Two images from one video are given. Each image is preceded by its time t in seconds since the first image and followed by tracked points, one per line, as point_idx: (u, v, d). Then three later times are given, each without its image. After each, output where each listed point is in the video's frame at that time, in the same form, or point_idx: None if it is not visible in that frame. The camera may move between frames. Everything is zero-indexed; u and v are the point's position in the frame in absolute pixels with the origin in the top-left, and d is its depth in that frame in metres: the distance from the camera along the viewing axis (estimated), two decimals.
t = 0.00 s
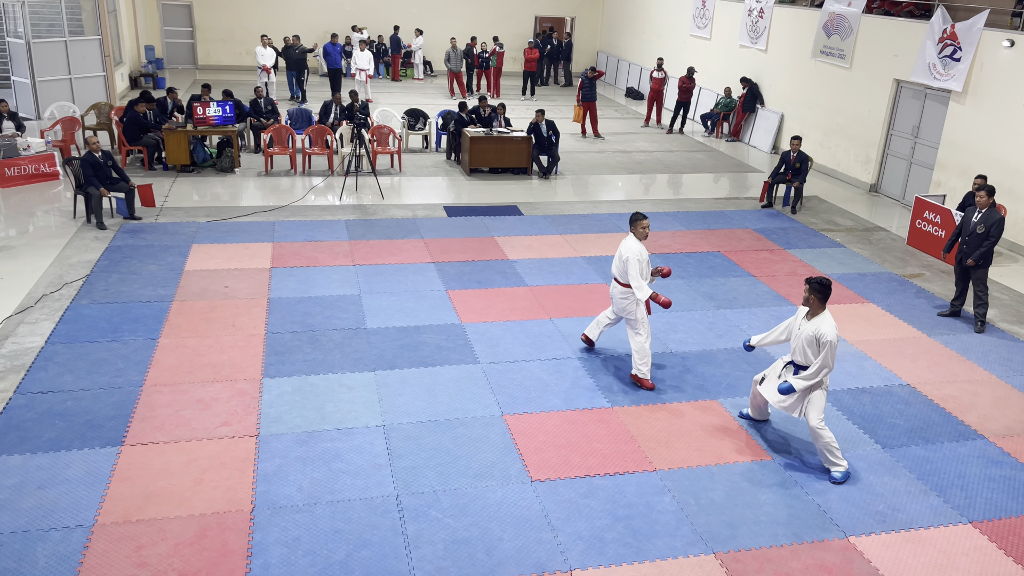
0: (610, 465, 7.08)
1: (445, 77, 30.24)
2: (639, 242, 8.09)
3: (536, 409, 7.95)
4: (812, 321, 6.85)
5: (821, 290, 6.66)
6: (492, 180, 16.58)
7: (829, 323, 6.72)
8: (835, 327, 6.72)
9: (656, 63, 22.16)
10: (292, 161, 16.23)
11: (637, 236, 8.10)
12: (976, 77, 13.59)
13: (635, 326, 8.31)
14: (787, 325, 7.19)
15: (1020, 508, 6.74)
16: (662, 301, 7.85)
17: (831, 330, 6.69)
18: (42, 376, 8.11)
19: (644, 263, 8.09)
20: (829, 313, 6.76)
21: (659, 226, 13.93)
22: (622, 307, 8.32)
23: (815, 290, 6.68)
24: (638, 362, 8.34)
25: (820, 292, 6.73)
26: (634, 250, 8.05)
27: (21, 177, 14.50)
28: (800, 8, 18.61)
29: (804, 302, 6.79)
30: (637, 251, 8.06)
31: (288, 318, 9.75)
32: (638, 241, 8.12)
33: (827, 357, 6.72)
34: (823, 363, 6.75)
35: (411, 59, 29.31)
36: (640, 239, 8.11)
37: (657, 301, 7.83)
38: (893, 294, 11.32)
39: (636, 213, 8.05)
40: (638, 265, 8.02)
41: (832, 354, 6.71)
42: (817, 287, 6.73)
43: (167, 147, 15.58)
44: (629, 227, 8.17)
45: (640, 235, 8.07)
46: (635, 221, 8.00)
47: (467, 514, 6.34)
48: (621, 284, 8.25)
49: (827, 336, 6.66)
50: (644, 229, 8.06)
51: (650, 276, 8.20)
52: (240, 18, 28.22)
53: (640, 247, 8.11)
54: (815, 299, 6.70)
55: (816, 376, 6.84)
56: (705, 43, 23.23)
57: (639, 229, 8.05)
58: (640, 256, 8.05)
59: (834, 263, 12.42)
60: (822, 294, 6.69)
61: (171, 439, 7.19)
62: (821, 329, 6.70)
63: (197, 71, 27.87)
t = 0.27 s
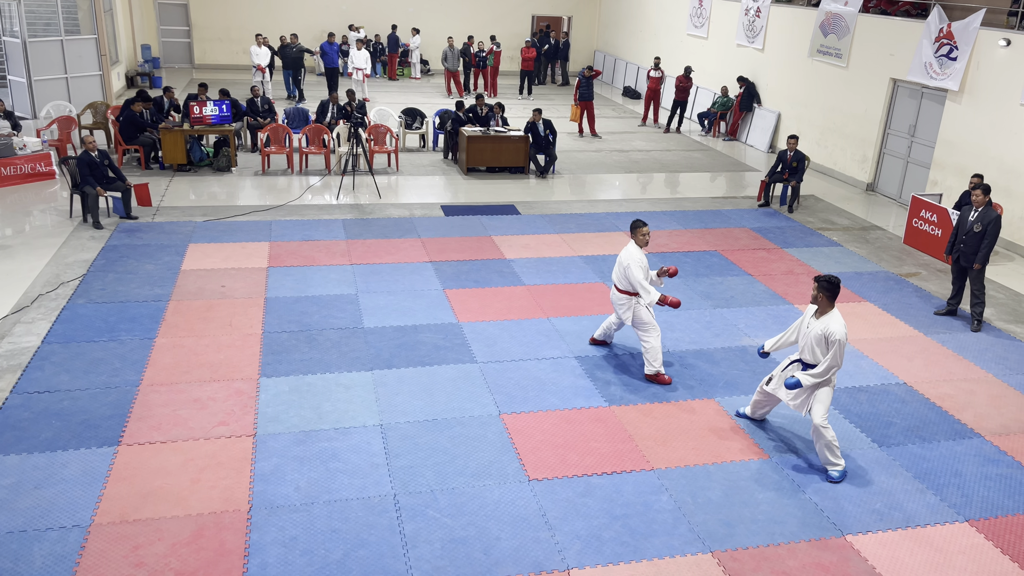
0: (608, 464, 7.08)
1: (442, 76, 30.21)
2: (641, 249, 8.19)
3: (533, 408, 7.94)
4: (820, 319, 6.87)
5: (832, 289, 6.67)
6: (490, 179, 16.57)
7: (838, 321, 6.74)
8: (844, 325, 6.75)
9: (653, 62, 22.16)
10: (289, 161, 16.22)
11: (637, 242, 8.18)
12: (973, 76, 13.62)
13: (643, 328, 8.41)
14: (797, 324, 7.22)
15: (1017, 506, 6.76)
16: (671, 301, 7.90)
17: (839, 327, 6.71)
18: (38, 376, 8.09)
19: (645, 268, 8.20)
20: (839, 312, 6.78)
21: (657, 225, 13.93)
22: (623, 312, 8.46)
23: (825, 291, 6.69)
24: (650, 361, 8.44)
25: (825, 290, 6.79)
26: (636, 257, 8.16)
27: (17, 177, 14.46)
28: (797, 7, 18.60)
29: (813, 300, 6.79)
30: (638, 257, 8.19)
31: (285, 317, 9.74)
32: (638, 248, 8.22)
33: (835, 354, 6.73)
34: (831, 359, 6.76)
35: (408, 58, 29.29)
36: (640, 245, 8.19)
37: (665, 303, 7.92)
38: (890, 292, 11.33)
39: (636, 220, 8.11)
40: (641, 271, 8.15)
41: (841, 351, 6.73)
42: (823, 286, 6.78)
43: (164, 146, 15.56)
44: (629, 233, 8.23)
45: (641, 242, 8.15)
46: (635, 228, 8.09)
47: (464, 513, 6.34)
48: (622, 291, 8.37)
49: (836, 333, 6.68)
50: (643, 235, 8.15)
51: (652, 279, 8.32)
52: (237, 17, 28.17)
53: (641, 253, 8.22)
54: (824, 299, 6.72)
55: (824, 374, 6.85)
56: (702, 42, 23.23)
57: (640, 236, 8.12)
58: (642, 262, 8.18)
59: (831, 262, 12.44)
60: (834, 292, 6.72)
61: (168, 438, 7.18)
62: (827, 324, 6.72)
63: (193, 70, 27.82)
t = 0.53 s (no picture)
0: (605, 465, 7.08)
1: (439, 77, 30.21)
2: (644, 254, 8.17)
3: (530, 409, 7.94)
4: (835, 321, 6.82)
5: (843, 290, 6.64)
6: (486, 179, 16.57)
7: (852, 320, 6.69)
8: (858, 326, 6.68)
9: (650, 63, 22.18)
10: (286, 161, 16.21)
11: (640, 248, 8.18)
12: (968, 77, 13.65)
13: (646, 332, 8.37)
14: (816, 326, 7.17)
15: (1013, 506, 6.77)
16: (673, 313, 7.86)
17: (852, 326, 6.65)
18: (33, 377, 8.07)
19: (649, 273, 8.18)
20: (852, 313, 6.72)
21: (653, 226, 13.95)
22: (626, 316, 8.43)
23: (837, 291, 6.66)
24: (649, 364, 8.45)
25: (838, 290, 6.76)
26: (639, 262, 8.14)
27: (13, 177, 14.43)
28: (793, 8, 18.64)
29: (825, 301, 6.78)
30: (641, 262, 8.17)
31: (282, 318, 9.72)
32: (641, 252, 8.20)
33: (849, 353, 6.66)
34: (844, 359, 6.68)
35: (404, 59, 29.29)
36: (643, 251, 8.18)
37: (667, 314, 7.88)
38: (886, 293, 11.35)
39: (639, 227, 8.12)
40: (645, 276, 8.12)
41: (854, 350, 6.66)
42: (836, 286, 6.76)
43: (160, 147, 15.57)
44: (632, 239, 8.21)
45: (643, 247, 8.15)
46: (640, 235, 8.09)
47: (461, 514, 6.34)
48: (624, 296, 8.37)
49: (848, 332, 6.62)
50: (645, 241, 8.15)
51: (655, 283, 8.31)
52: (233, 17, 28.14)
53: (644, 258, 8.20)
54: (835, 299, 6.69)
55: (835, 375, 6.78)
56: (698, 43, 23.27)
57: (643, 241, 8.12)
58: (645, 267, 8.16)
59: (827, 263, 12.46)
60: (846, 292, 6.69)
61: (164, 439, 7.16)
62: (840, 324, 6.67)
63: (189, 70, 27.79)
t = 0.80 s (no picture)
0: (603, 466, 7.08)
1: (437, 78, 30.22)
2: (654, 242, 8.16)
3: (528, 410, 7.94)
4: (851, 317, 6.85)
5: (855, 286, 6.71)
6: (484, 180, 16.58)
7: (862, 318, 6.69)
8: (868, 325, 6.65)
9: (648, 64, 22.19)
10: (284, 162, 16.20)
11: (649, 235, 8.16)
12: (966, 78, 13.67)
13: (649, 325, 8.35)
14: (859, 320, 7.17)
15: (1011, 507, 6.78)
16: (681, 299, 7.86)
17: (856, 325, 6.67)
18: (31, 378, 8.06)
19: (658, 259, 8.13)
20: (868, 311, 6.69)
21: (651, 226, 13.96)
22: (632, 306, 8.32)
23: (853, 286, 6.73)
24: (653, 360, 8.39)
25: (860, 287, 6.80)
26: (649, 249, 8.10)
27: (11, 178, 14.42)
28: (791, 9, 18.66)
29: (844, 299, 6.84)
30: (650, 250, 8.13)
31: (280, 319, 9.72)
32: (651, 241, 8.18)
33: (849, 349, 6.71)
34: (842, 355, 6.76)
35: (402, 60, 29.29)
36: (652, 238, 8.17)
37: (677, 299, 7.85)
38: (884, 294, 11.37)
39: (648, 213, 8.13)
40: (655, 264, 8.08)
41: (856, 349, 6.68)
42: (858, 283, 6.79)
43: (158, 147, 15.54)
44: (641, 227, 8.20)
45: (653, 235, 8.16)
46: (651, 221, 8.10)
47: (459, 515, 6.33)
48: (634, 284, 8.24)
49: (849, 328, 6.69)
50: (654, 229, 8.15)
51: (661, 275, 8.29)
52: (231, 18, 28.14)
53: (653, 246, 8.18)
54: (850, 294, 6.77)
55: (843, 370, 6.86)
56: (696, 44, 23.29)
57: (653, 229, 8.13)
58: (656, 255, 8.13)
59: (825, 263, 12.47)
60: (862, 289, 6.72)
61: (162, 440, 7.16)
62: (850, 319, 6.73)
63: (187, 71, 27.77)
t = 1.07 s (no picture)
0: (602, 467, 7.08)
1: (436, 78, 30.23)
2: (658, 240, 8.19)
3: (527, 411, 7.94)
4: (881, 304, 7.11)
5: (882, 271, 6.95)
6: (483, 181, 16.58)
7: (882, 303, 6.97)
8: (886, 311, 6.92)
9: (647, 65, 22.20)
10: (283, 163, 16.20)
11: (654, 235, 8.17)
12: (964, 79, 13.69)
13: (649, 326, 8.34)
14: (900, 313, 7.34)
15: (1009, 507, 6.79)
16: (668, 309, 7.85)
17: (875, 308, 6.96)
18: (30, 379, 8.05)
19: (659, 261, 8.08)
20: (889, 299, 6.97)
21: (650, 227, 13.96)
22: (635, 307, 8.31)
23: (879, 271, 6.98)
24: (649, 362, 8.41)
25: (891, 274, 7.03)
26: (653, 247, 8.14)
27: (9, 179, 14.42)
28: (790, 10, 18.67)
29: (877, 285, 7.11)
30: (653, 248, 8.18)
31: (279, 320, 9.71)
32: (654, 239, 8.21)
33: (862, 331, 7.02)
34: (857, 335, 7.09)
35: (401, 61, 29.31)
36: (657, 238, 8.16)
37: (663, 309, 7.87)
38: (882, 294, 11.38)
39: (655, 214, 8.14)
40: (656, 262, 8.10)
41: (870, 332, 6.97)
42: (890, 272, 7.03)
43: (157, 148, 15.45)
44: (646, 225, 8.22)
45: (659, 234, 8.19)
46: (658, 220, 8.12)
47: (458, 516, 6.33)
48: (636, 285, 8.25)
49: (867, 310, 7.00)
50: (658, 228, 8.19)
51: (664, 274, 8.28)
52: (230, 19, 28.14)
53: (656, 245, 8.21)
54: (875, 279, 7.04)
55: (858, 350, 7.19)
56: (695, 45, 23.30)
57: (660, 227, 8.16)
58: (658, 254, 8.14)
59: (824, 264, 12.48)
60: (891, 277, 6.95)
61: (161, 441, 7.15)
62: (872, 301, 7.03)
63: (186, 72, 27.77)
